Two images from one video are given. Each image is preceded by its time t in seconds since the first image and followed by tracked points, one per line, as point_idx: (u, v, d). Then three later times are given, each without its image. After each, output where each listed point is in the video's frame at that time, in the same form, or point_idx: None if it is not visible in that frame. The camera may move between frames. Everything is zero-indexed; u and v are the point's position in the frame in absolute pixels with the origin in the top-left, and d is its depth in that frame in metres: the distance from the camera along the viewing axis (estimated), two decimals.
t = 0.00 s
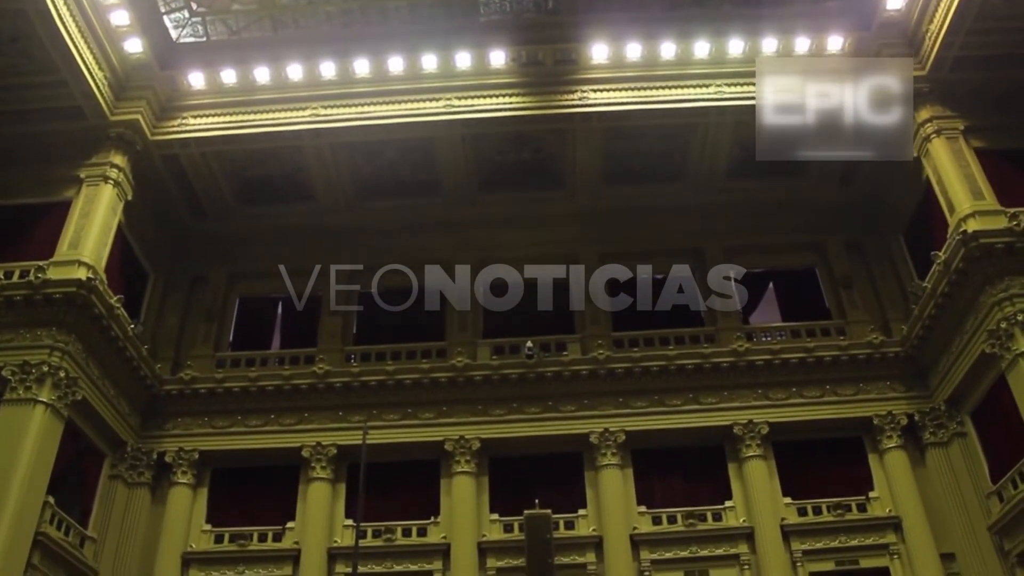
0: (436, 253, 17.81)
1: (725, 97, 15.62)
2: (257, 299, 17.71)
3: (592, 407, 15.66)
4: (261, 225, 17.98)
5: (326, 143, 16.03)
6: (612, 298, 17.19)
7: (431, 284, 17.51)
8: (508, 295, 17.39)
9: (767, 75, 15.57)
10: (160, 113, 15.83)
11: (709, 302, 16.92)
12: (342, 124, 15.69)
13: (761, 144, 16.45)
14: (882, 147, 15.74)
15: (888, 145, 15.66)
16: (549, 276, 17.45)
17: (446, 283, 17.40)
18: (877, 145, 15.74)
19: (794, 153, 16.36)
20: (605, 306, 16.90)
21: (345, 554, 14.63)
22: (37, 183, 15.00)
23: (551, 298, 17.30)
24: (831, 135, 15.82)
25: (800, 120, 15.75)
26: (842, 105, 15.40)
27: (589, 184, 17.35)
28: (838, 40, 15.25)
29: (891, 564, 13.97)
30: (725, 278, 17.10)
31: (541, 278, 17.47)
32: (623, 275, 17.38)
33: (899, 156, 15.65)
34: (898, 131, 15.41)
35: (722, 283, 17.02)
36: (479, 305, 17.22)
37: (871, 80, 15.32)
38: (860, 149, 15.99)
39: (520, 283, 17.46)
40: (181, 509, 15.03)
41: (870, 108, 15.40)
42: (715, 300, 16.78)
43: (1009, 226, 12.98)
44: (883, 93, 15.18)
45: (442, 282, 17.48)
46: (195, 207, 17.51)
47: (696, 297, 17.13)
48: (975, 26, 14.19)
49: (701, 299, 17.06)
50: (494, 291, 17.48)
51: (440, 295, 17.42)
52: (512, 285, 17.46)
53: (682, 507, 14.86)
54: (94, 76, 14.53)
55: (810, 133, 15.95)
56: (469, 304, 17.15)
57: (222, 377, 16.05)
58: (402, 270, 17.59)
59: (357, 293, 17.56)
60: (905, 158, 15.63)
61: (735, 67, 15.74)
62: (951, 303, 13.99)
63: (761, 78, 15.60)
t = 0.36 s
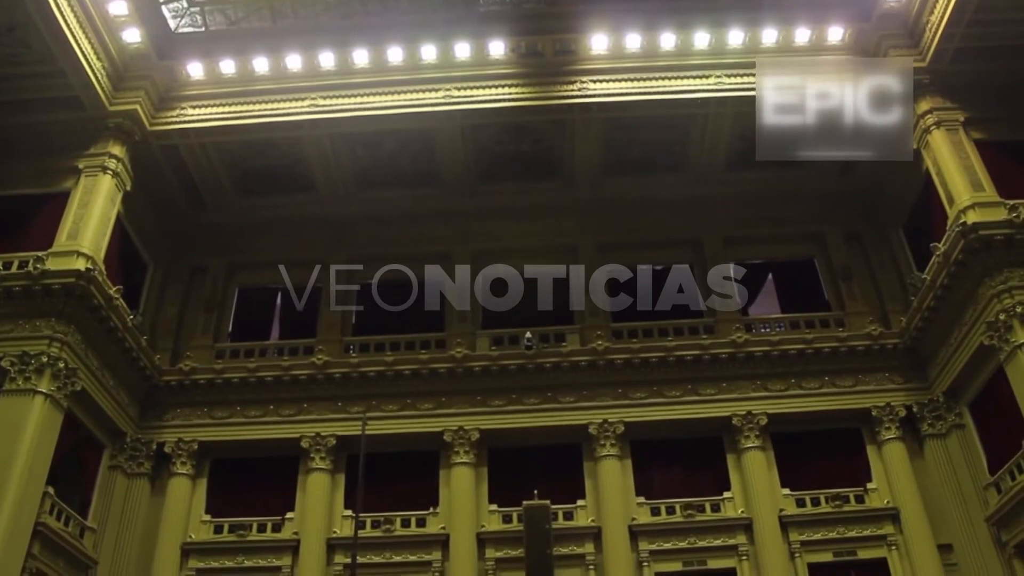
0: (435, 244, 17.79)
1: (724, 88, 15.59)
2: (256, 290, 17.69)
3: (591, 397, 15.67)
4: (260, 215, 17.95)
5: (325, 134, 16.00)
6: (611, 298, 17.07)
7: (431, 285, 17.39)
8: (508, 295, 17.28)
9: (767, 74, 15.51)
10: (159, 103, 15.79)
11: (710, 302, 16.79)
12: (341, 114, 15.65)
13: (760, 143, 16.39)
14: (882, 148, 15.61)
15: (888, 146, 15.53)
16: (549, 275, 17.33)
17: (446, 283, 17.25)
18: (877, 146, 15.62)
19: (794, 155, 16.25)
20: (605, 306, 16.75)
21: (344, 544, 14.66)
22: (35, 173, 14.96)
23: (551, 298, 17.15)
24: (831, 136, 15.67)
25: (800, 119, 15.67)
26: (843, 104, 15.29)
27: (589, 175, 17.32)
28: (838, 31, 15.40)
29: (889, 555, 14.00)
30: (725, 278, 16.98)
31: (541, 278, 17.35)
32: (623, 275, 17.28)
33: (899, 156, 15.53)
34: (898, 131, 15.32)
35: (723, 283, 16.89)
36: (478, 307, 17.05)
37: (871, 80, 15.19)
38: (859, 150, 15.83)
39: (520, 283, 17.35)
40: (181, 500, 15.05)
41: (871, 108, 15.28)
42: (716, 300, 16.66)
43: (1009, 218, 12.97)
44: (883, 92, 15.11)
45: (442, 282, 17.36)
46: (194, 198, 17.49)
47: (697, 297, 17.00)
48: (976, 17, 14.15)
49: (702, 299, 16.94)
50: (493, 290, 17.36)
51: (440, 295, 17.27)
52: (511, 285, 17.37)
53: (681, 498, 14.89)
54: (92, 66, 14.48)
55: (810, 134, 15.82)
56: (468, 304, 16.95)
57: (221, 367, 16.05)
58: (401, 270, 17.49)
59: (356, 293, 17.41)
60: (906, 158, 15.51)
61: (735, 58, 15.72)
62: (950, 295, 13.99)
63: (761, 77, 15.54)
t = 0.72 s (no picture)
0: (433, 230, 17.76)
1: (724, 75, 15.54)
2: (255, 276, 17.67)
3: (589, 384, 15.70)
4: (259, 201, 17.91)
5: (323, 120, 15.94)
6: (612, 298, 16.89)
7: (430, 285, 17.19)
8: (508, 295, 17.10)
9: (767, 75, 15.47)
10: (157, 89, 15.72)
11: (710, 302, 16.55)
12: (339, 100, 15.58)
13: (760, 140, 16.47)
14: (882, 147, 15.70)
15: (888, 145, 15.62)
16: (549, 276, 17.18)
17: (446, 283, 17.04)
18: (877, 145, 15.72)
19: (793, 153, 16.38)
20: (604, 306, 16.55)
21: (343, 531, 14.72)
22: (32, 160, 14.90)
23: (550, 292, 17.07)
24: (830, 136, 15.77)
25: (800, 119, 15.78)
26: (843, 105, 15.34)
27: (588, 162, 17.29)
28: (838, 19, 15.46)
29: (886, 542, 14.07)
30: (725, 277, 16.77)
31: (541, 279, 17.19)
32: (623, 275, 17.10)
33: (899, 156, 15.62)
34: (898, 132, 15.39)
35: (722, 283, 16.68)
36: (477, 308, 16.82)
37: (871, 81, 15.23)
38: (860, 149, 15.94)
39: (520, 283, 17.18)
40: (180, 486, 15.09)
41: (870, 108, 15.37)
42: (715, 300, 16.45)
43: (1008, 207, 12.96)
44: (883, 92, 15.17)
45: (441, 282, 17.17)
46: (192, 184, 17.43)
47: (697, 297, 16.74)
48: (977, 5, 14.09)
49: (701, 300, 16.68)
50: (493, 291, 17.16)
51: (440, 295, 17.08)
52: (512, 285, 17.19)
53: (678, 485, 14.95)
54: (89, 52, 14.40)
55: (810, 133, 15.92)
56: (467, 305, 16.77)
57: (220, 354, 16.06)
58: (402, 270, 17.37)
59: (355, 292, 17.21)
60: (905, 157, 15.61)
61: (734, 45, 15.69)
62: (949, 283, 14.00)
63: (762, 78, 15.50)
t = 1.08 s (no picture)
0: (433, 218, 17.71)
1: (725, 62, 15.49)
2: (255, 264, 17.64)
3: (589, 372, 15.71)
4: (258, 189, 17.86)
5: (323, 108, 15.88)
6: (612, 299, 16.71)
7: (430, 284, 17.03)
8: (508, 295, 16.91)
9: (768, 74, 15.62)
10: (156, 77, 15.65)
11: (710, 302, 16.30)
12: (339, 88, 15.51)
13: (761, 137, 16.78)
14: (882, 147, 15.88)
15: (888, 146, 15.78)
16: (549, 276, 17.08)
17: (446, 283, 16.86)
18: (877, 145, 15.91)
19: (795, 152, 16.71)
20: (606, 307, 16.35)
21: (343, 518, 14.77)
22: (31, 147, 14.85)
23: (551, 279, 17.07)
24: (830, 136, 16.05)
25: (799, 119, 16.09)
26: (842, 105, 15.58)
27: (588, 149, 17.24)
28: (839, 6, 15.61)
29: (884, 530, 14.12)
30: (726, 277, 16.63)
31: (541, 279, 17.08)
32: (623, 275, 16.99)
33: (899, 156, 15.74)
34: (897, 133, 15.53)
35: (722, 283, 16.53)
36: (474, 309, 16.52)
37: (871, 81, 15.38)
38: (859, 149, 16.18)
39: (520, 283, 17.04)
40: (180, 474, 15.11)
41: (870, 109, 15.56)
42: (715, 299, 16.23)
43: (1008, 195, 12.95)
44: (883, 92, 15.31)
45: (441, 282, 17.01)
46: (191, 172, 17.38)
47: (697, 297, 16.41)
48: None
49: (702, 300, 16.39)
50: (493, 291, 16.98)
51: (440, 295, 16.87)
52: (512, 285, 17.04)
53: (678, 473, 14.98)
54: (88, 39, 14.31)
55: (810, 133, 16.21)
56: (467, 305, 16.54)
57: (220, 342, 16.05)
58: (402, 270, 17.22)
59: (354, 293, 17.04)
60: (905, 157, 15.73)
61: (735, 32, 15.67)
62: (949, 271, 13.99)
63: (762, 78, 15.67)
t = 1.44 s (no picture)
0: (432, 205, 17.67)
1: (725, 50, 15.47)
2: (255, 251, 17.60)
3: (588, 360, 15.72)
4: (257, 176, 17.81)
5: (322, 96, 15.84)
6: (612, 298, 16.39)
7: (430, 284, 16.86)
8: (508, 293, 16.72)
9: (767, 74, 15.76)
10: (154, 65, 15.56)
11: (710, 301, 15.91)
12: (338, 75, 15.45)
13: (761, 138, 16.81)
14: (882, 147, 15.90)
15: (888, 146, 15.81)
16: (548, 275, 16.95)
17: (446, 283, 16.69)
18: (877, 145, 15.94)
19: (795, 153, 16.71)
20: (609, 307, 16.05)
21: (343, 505, 14.81)
22: (30, 135, 14.80)
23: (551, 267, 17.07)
24: (830, 136, 16.06)
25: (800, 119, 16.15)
26: (842, 105, 15.64)
27: (588, 137, 17.20)
28: None
29: (883, 518, 14.17)
30: (727, 277, 16.39)
31: (541, 278, 16.95)
32: (623, 275, 16.80)
33: (899, 156, 15.79)
34: (897, 133, 15.59)
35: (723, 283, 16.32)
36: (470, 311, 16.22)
37: (871, 81, 15.47)
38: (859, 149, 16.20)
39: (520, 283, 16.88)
40: (180, 461, 15.14)
41: (870, 109, 15.61)
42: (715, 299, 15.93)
43: (1009, 184, 12.95)
44: (883, 92, 15.41)
45: (441, 282, 16.85)
46: (191, 159, 17.34)
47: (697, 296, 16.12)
48: None
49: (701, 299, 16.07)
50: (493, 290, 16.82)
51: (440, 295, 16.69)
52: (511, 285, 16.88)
53: (677, 460, 15.02)
54: (86, 25, 14.23)
55: (810, 134, 16.23)
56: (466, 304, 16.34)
57: (219, 330, 16.05)
58: (402, 270, 17.10)
59: (354, 293, 16.85)
60: (906, 157, 15.77)
61: (736, 20, 15.63)
62: (949, 259, 13.99)
63: (761, 77, 15.77)
